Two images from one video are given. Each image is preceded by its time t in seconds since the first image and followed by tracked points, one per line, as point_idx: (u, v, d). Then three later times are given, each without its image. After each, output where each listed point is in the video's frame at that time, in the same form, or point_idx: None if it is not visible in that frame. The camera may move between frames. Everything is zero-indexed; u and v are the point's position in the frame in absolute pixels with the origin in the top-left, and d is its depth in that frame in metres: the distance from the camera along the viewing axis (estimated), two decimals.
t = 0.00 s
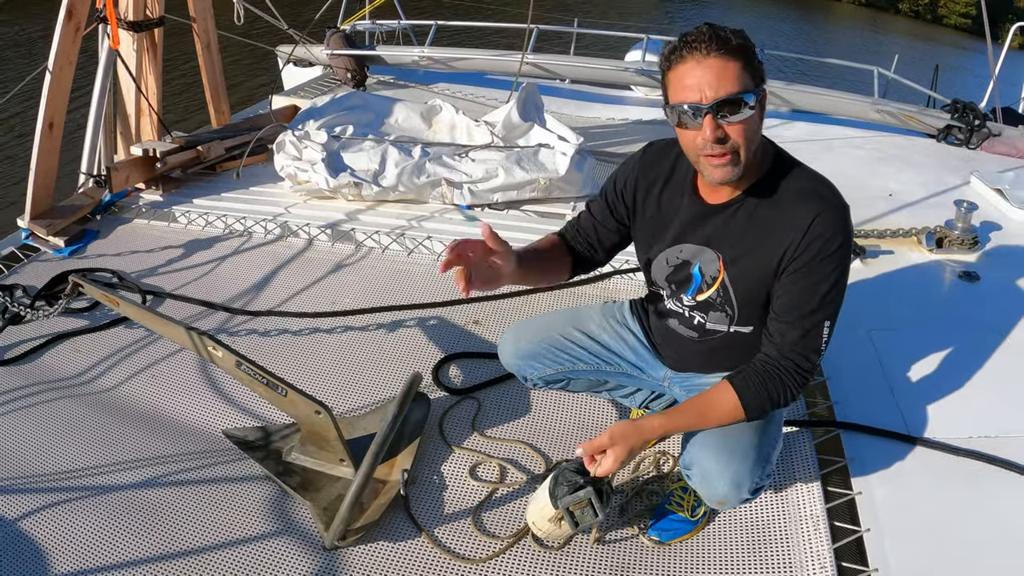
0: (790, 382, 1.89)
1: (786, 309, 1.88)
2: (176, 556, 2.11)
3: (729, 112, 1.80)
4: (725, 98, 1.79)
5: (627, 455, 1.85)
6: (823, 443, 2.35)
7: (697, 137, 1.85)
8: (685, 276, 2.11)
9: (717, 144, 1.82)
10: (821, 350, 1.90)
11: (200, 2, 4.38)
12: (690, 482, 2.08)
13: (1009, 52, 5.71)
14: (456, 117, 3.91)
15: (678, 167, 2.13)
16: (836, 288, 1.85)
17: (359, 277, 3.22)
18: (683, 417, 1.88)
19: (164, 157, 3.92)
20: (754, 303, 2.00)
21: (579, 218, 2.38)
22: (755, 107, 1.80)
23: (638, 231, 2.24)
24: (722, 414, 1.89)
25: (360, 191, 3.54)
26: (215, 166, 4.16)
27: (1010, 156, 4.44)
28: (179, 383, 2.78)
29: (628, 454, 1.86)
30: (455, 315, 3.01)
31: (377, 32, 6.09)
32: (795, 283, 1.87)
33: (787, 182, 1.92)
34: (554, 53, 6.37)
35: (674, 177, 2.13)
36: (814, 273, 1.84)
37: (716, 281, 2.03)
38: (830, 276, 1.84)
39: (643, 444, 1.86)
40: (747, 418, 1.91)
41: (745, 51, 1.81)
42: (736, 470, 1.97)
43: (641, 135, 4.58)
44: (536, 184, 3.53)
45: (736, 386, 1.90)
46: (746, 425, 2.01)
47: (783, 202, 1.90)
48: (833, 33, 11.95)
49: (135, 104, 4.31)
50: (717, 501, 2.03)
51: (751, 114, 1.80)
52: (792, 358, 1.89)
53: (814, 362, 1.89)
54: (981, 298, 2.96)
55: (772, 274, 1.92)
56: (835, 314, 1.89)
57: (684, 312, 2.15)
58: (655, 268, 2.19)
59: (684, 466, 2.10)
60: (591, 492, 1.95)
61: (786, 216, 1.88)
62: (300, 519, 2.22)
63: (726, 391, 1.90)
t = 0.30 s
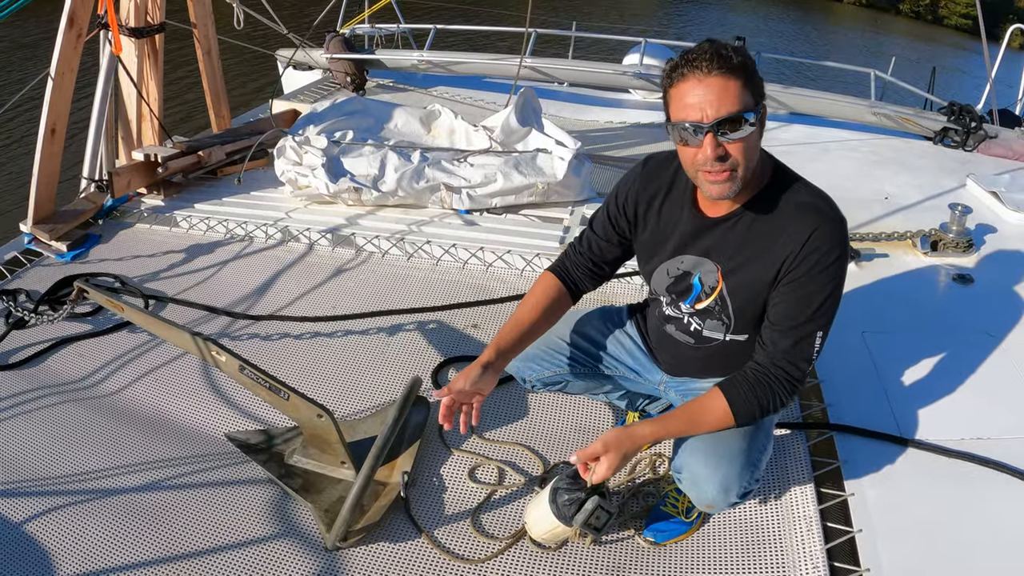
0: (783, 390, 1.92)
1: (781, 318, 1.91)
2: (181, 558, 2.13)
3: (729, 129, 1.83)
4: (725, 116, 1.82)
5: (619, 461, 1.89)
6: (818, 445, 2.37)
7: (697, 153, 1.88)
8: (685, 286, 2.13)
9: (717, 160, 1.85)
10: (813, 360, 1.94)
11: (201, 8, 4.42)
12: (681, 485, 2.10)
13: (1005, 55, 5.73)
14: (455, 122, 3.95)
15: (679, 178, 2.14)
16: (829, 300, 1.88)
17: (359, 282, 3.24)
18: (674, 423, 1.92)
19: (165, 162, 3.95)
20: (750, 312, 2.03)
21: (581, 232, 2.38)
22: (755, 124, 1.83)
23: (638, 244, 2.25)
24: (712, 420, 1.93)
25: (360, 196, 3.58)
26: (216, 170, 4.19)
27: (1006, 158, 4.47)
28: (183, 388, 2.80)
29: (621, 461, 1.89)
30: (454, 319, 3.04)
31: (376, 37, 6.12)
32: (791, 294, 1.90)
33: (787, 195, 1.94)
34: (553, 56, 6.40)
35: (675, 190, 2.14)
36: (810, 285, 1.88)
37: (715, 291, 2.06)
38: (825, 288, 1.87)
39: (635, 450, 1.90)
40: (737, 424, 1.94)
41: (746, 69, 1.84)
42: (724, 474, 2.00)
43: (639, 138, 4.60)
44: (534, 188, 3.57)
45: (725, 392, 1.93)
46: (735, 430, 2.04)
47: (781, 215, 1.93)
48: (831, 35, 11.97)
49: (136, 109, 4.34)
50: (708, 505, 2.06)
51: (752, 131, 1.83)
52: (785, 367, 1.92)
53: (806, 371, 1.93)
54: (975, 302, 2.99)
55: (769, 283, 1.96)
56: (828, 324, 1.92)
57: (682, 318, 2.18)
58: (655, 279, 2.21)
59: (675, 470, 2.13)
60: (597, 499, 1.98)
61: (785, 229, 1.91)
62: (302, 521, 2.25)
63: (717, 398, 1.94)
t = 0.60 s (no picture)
0: (784, 394, 1.94)
1: (784, 323, 1.92)
2: (185, 559, 2.14)
3: (737, 135, 1.83)
4: (734, 122, 1.82)
5: (621, 464, 1.89)
6: (819, 446, 2.38)
7: (704, 157, 1.88)
8: (691, 289, 2.14)
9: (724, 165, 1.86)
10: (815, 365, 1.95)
11: (203, 11, 4.43)
12: (682, 488, 2.11)
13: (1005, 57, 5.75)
14: (456, 124, 3.97)
15: (687, 179, 2.15)
16: (832, 307, 1.90)
17: (361, 284, 3.25)
18: (674, 427, 1.93)
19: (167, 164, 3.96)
20: (754, 316, 2.04)
21: (588, 229, 2.37)
22: (763, 129, 1.83)
23: (643, 244, 2.26)
24: (712, 424, 1.93)
25: (362, 198, 3.60)
26: (218, 172, 4.21)
27: (1005, 158, 4.48)
28: (186, 390, 2.81)
29: (622, 464, 1.89)
30: (456, 321, 3.05)
31: (377, 39, 6.14)
32: (795, 300, 1.91)
33: (793, 202, 1.95)
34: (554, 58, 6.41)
35: (683, 192, 2.14)
36: (814, 291, 1.89)
37: (720, 294, 2.07)
38: (829, 295, 1.89)
39: (636, 453, 1.91)
40: (738, 428, 1.95)
41: (756, 74, 1.83)
42: (725, 476, 2.01)
43: (640, 140, 4.62)
44: (536, 191, 3.60)
45: (726, 395, 1.94)
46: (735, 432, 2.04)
47: (787, 221, 1.93)
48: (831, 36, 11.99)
49: (139, 112, 4.35)
50: (709, 507, 2.06)
51: (760, 138, 1.83)
52: (787, 372, 1.94)
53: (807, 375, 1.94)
54: (976, 303, 3.00)
55: (774, 288, 1.97)
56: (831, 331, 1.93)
57: (686, 320, 2.19)
58: (661, 280, 2.21)
59: (676, 473, 2.14)
60: (594, 500, 2.00)
61: (791, 235, 1.92)
62: (306, 521, 2.26)
63: (717, 401, 1.95)
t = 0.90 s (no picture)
0: (775, 394, 1.95)
1: (778, 323, 1.93)
2: (188, 559, 2.16)
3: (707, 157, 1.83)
4: (704, 143, 1.81)
5: (606, 452, 1.92)
6: (818, 446, 2.39)
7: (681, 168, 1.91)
8: (687, 286, 2.16)
9: (694, 181, 1.89)
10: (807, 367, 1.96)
11: (206, 14, 4.45)
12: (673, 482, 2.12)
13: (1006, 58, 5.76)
14: (458, 126, 3.98)
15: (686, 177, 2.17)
16: (825, 309, 1.90)
17: (364, 286, 3.27)
18: (664, 419, 1.94)
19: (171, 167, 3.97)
20: (749, 315, 2.05)
21: (591, 222, 2.41)
22: (737, 154, 1.81)
23: (643, 238, 2.28)
24: (703, 418, 1.94)
25: (364, 200, 3.62)
26: (221, 174, 4.22)
27: (1006, 160, 4.49)
28: (190, 390, 2.82)
29: (610, 451, 1.93)
30: (459, 322, 3.06)
31: (379, 41, 6.15)
32: (789, 300, 1.92)
33: (789, 204, 1.95)
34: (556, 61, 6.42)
35: (682, 190, 2.16)
36: (808, 292, 1.90)
37: (716, 292, 2.08)
38: (823, 297, 1.90)
39: (624, 443, 1.92)
40: (729, 424, 1.96)
41: (737, 95, 1.77)
42: (715, 471, 2.02)
43: (642, 141, 4.63)
44: (538, 192, 3.61)
45: (717, 391, 1.96)
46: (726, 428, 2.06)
47: (783, 222, 1.94)
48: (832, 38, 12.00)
49: (142, 114, 4.37)
50: (699, 502, 2.07)
51: (729, 162, 1.82)
52: (778, 371, 1.94)
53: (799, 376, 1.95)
54: (977, 304, 3.01)
55: (768, 288, 1.98)
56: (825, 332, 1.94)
57: (682, 317, 2.20)
58: (659, 276, 2.23)
59: (668, 468, 2.15)
60: (580, 488, 2.01)
61: (786, 236, 1.93)
62: (308, 521, 2.27)
63: (708, 397, 1.96)
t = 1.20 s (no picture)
0: (771, 387, 1.95)
1: (772, 316, 1.94)
2: (191, 556, 2.17)
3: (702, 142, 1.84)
4: (699, 129, 1.82)
5: (606, 447, 1.91)
6: (819, 443, 2.40)
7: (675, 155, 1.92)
8: (681, 277, 2.17)
9: (687, 166, 1.89)
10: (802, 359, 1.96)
11: (211, 14, 4.47)
12: (671, 476, 2.14)
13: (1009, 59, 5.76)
14: (462, 126, 4.00)
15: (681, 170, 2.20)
16: (818, 301, 1.91)
17: (369, 285, 3.28)
18: (661, 414, 1.94)
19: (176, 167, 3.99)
20: (744, 309, 2.06)
21: (586, 203, 2.48)
22: (729, 141, 1.82)
23: (638, 229, 2.30)
24: (700, 412, 1.95)
25: (369, 200, 3.63)
26: (226, 174, 4.24)
27: (1009, 159, 4.49)
28: (195, 389, 2.84)
29: (608, 447, 1.92)
30: (463, 321, 3.08)
31: (383, 42, 6.17)
32: (782, 292, 1.92)
33: (781, 195, 1.96)
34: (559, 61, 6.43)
35: (675, 183, 2.19)
36: (801, 284, 1.90)
37: (709, 284, 2.09)
38: (816, 288, 1.90)
39: (624, 438, 1.92)
40: (725, 419, 1.97)
41: (731, 82, 1.79)
42: (711, 466, 2.04)
43: (645, 141, 4.64)
44: (542, 192, 3.61)
45: (714, 385, 1.97)
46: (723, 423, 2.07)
47: (775, 213, 1.95)
48: (835, 38, 12.00)
49: (147, 114, 4.38)
50: (695, 496, 2.09)
51: (723, 148, 1.83)
52: (774, 364, 1.95)
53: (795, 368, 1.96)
54: (980, 302, 3.01)
55: (761, 280, 1.98)
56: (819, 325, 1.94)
57: (678, 311, 2.21)
58: (653, 267, 2.25)
59: (666, 461, 2.17)
60: (580, 486, 2.02)
61: (778, 227, 1.93)
62: (313, 520, 2.28)
63: (705, 391, 1.97)
